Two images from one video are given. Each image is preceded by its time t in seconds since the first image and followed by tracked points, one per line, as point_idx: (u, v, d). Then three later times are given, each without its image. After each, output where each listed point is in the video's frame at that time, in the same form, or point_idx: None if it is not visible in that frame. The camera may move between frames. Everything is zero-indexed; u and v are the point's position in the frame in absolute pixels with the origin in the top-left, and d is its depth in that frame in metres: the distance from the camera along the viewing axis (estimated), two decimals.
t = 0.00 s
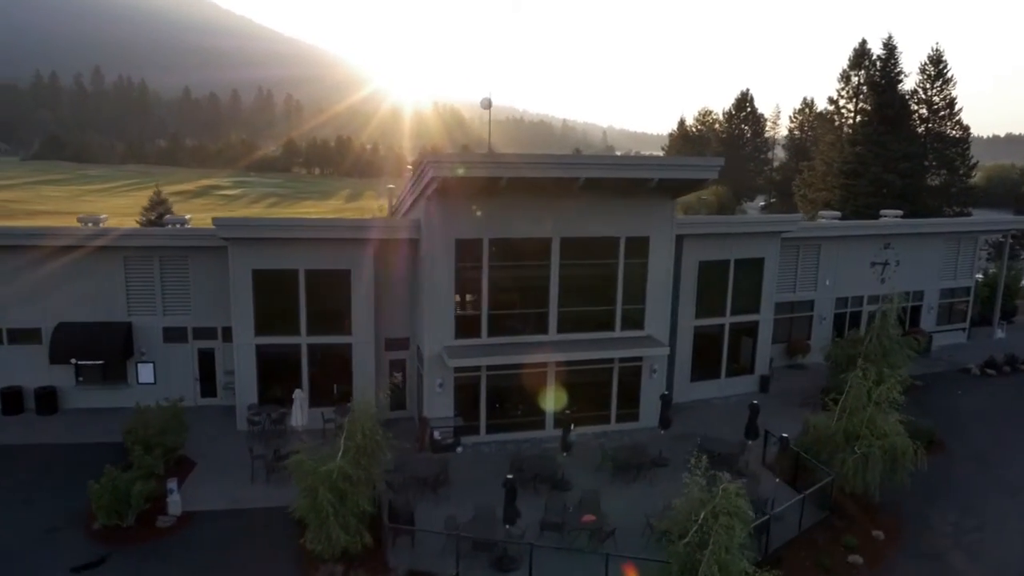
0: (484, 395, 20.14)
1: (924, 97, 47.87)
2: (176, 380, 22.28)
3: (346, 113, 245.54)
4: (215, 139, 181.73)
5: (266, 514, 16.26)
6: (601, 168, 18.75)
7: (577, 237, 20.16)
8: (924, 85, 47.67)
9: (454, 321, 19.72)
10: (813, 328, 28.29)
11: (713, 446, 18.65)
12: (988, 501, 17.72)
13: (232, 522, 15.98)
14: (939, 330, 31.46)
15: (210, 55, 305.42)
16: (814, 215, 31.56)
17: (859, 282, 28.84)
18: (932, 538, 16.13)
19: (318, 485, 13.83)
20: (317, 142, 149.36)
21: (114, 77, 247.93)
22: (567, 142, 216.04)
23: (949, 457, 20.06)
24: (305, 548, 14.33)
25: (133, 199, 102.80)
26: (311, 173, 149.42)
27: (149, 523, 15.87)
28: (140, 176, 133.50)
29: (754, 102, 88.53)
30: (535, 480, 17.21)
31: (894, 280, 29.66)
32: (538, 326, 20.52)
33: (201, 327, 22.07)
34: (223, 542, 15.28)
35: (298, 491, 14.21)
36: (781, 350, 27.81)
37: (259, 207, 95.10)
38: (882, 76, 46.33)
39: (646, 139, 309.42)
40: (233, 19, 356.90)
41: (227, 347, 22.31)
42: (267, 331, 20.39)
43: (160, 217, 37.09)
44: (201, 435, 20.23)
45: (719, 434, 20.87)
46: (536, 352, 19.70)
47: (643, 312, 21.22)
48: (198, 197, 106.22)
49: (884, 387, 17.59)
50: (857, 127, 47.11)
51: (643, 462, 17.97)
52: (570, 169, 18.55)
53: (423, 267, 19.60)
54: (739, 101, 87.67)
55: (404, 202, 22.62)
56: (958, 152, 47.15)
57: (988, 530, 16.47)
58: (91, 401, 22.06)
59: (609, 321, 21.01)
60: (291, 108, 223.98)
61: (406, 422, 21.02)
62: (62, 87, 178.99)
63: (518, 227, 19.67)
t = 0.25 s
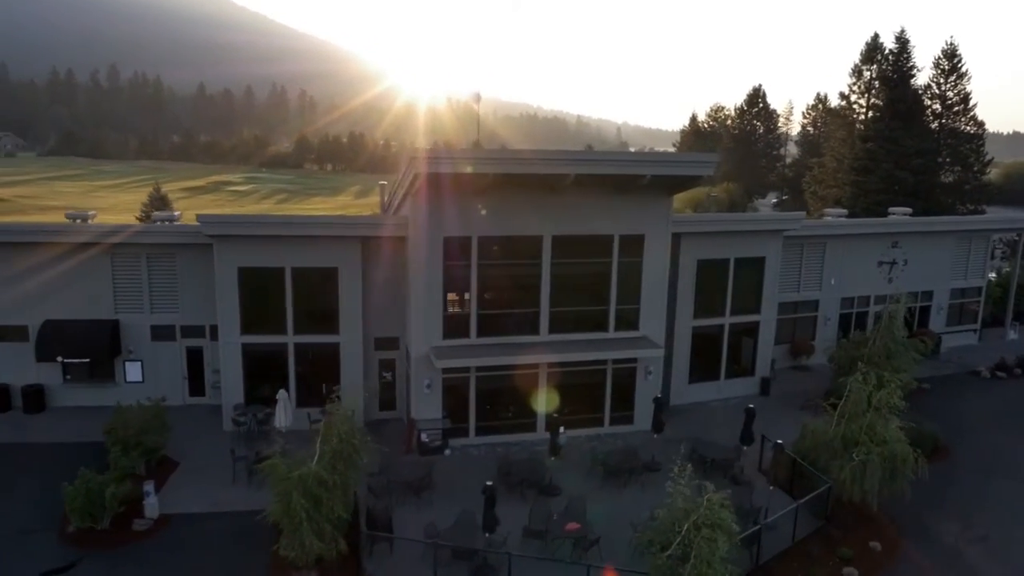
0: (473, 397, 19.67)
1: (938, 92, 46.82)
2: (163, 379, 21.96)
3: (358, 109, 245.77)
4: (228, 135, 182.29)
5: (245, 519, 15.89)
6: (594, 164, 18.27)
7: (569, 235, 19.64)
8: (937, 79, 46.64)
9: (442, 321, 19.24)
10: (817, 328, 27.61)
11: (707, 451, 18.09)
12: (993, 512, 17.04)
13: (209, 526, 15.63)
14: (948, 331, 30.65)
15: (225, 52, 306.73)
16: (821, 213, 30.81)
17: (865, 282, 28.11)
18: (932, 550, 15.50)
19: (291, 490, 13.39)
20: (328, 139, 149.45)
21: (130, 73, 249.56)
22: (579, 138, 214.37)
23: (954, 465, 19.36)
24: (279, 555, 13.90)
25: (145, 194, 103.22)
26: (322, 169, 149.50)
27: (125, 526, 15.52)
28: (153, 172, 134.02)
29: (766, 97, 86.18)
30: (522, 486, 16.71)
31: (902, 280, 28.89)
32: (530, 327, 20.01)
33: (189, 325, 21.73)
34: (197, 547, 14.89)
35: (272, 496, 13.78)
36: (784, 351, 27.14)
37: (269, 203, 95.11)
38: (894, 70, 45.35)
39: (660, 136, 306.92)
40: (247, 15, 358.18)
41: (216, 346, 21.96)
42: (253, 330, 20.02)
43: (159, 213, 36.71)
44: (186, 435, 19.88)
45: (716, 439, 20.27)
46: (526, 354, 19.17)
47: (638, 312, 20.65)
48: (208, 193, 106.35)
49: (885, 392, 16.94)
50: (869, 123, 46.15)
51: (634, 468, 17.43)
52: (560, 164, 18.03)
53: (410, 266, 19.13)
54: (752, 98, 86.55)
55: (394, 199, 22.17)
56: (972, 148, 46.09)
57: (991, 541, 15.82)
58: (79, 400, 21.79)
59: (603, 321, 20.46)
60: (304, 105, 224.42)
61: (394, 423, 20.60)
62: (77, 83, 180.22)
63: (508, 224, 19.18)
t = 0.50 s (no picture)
0: (463, 398, 19.30)
1: (950, 87, 45.93)
2: (153, 378, 21.75)
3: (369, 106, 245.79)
4: (238, 132, 182.77)
5: (224, 523, 15.61)
6: (585, 162, 17.83)
7: (561, 234, 19.24)
8: (949, 75, 45.78)
9: (431, 321, 18.89)
10: (821, 329, 27.04)
11: (701, 456, 17.64)
12: (995, 522, 16.48)
13: (187, 529, 15.36)
14: (957, 332, 29.96)
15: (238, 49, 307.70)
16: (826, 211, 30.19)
17: (870, 282, 27.50)
18: (931, 561, 14.98)
19: (266, 495, 13.07)
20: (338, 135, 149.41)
21: (143, 70, 250.78)
22: (590, 135, 213.20)
23: (957, 473, 18.78)
24: (254, 560, 13.58)
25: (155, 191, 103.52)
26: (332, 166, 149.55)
27: (102, 529, 15.26)
28: (163, 169, 134.49)
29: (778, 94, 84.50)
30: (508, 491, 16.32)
31: (909, 279, 28.25)
32: (521, 327, 19.61)
33: (177, 324, 21.50)
34: (173, 551, 14.63)
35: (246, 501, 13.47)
36: (786, 352, 26.58)
37: (277, 200, 95.09)
38: (905, 65, 44.53)
39: (672, 133, 305.01)
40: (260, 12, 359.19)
41: (205, 345, 21.72)
42: (240, 329, 19.73)
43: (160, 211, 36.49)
44: (172, 435, 19.64)
45: (711, 442, 19.79)
46: (515, 355, 18.78)
47: (632, 313, 20.20)
48: (217, 190, 106.55)
49: (884, 396, 16.41)
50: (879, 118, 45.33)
51: (625, 472, 16.99)
52: (549, 161, 17.63)
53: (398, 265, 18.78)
54: (762, 94, 85.46)
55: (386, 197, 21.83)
56: (984, 145, 45.22)
57: (993, 552, 15.28)
58: (67, 398, 21.63)
59: (596, 322, 20.04)
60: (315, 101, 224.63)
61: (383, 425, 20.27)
62: (90, 80, 181.21)
63: (497, 222, 18.80)
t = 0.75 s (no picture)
0: (450, 400, 18.88)
1: (964, 82, 44.95)
2: (141, 376, 21.51)
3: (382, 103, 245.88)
4: (251, 128, 183.35)
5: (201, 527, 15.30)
6: (571, 158, 17.31)
7: (550, 232, 18.74)
8: (964, 70, 44.80)
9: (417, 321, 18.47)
10: (824, 330, 26.39)
11: (693, 462, 17.12)
12: (998, 533, 15.85)
13: (163, 533, 15.06)
14: (967, 333, 29.20)
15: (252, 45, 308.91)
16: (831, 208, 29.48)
17: (876, 282, 26.80)
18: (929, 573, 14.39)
19: (236, 500, 12.70)
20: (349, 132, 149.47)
21: (158, 67, 252.26)
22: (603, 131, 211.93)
23: (961, 481, 18.13)
24: (225, 567, 13.23)
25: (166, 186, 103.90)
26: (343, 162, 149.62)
27: (77, 531, 14.99)
28: (175, 165, 135.08)
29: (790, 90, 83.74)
30: (493, 496, 15.90)
31: (917, 279, 27.54)
32: (509, 327, 19.15)
33: (166, 322, 21.24)
34: (147, 555, 14.32)
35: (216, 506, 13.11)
36: (788, 353, 25.98)
37: (286, 197, 95.13)
38: (918, 60, 43.62)
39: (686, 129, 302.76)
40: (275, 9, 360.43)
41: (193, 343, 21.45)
42: (226, 328, 19.42)
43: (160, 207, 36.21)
44: (157, 435, 19.37)
45: (707, 447, 19.26)
46: (503, 357, 18.31)
47: (625, 313, 19.68)
48: (228, 186, 106.69)
49: (882, 402, 15.80)
50: (890, 114, 44.45)
51: (614, 478, 16.52)
52: (535, 157, 17.14)
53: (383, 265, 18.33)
54: (775, 90, 84.36)
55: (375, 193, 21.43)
56: (999, 141, 44.24)
57: (994, 565, 14.67)
58: (54, 396, 21.43)
59: (588, 322, 19.54)
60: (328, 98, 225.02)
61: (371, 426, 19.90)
62: (105, 76, 182.38)
63: (485, 220, 18.32)
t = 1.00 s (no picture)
0: (438, 401, 18.53)
1: (976, 78, 44.18)
2: (130, 375, 21.33)
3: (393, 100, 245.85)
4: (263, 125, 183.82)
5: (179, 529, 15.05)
6: (559, 154, 16.88)
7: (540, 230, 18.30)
8: (976, 65, 43.99)
9: (404, 321, 18.10)
10: (827, 331, 25.84)
11: (684, 467, 16.69)
12: (998, 543, 15.32)
13: (140, 535, 14.82)
14: (975, 335, 28.54)
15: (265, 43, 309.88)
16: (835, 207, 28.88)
17: (881, 282, 26.21)
18: None
19: (206, 505, 12.39)
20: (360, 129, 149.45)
21: (171, 64, 253.52)
22: (614, 128, 210.91)
23: (963, 489, 17.59)
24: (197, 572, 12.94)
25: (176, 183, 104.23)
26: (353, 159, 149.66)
27: (54, 532, 14.77)
28: (186, 161, 135.56)
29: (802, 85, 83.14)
30: (477, 500, 15.55)
31: (923, 279, 26.93)
32: (499, 327, 18.76)
33: (155, 320, 21.03)
34: (122, 558, 14.08)
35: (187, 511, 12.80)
36: (790, 355, 25.47)
37: (295, 193, 95.15)
38: (929, 55, 42.88)
39: (698, 126, 300.94)
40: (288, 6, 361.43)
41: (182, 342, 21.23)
42: (212, 326, 19.17)
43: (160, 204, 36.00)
44: (143, 435, 19.17)
45: (700, 451, 18.82)
46: (490, 358, 17.91)
47: (618, 313, 19.24)
48: (237, 183, 106.83)
49: (878, 407, 15.28)
50: (901, 111, 43.69)
51: (602, 483, 16.12)
52: (520, 154, 16.73)
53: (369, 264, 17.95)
54: (787, 86, 83.43)
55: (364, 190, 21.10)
56: (1012, 139, 43.38)
57: None
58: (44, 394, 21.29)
59: (579, 323, 19.11)
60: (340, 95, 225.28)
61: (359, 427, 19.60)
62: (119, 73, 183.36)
63: (472, 218, 17.91)
